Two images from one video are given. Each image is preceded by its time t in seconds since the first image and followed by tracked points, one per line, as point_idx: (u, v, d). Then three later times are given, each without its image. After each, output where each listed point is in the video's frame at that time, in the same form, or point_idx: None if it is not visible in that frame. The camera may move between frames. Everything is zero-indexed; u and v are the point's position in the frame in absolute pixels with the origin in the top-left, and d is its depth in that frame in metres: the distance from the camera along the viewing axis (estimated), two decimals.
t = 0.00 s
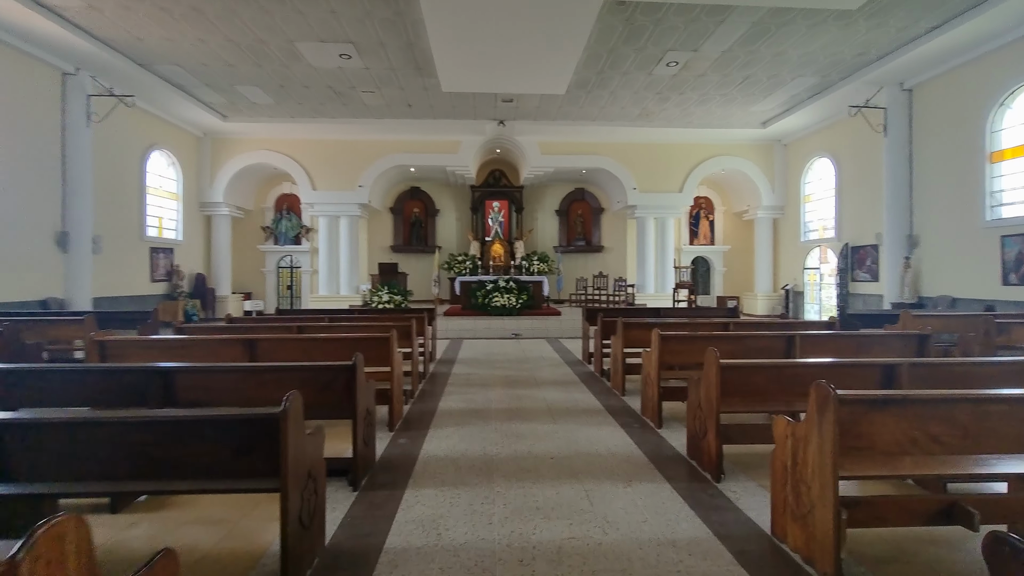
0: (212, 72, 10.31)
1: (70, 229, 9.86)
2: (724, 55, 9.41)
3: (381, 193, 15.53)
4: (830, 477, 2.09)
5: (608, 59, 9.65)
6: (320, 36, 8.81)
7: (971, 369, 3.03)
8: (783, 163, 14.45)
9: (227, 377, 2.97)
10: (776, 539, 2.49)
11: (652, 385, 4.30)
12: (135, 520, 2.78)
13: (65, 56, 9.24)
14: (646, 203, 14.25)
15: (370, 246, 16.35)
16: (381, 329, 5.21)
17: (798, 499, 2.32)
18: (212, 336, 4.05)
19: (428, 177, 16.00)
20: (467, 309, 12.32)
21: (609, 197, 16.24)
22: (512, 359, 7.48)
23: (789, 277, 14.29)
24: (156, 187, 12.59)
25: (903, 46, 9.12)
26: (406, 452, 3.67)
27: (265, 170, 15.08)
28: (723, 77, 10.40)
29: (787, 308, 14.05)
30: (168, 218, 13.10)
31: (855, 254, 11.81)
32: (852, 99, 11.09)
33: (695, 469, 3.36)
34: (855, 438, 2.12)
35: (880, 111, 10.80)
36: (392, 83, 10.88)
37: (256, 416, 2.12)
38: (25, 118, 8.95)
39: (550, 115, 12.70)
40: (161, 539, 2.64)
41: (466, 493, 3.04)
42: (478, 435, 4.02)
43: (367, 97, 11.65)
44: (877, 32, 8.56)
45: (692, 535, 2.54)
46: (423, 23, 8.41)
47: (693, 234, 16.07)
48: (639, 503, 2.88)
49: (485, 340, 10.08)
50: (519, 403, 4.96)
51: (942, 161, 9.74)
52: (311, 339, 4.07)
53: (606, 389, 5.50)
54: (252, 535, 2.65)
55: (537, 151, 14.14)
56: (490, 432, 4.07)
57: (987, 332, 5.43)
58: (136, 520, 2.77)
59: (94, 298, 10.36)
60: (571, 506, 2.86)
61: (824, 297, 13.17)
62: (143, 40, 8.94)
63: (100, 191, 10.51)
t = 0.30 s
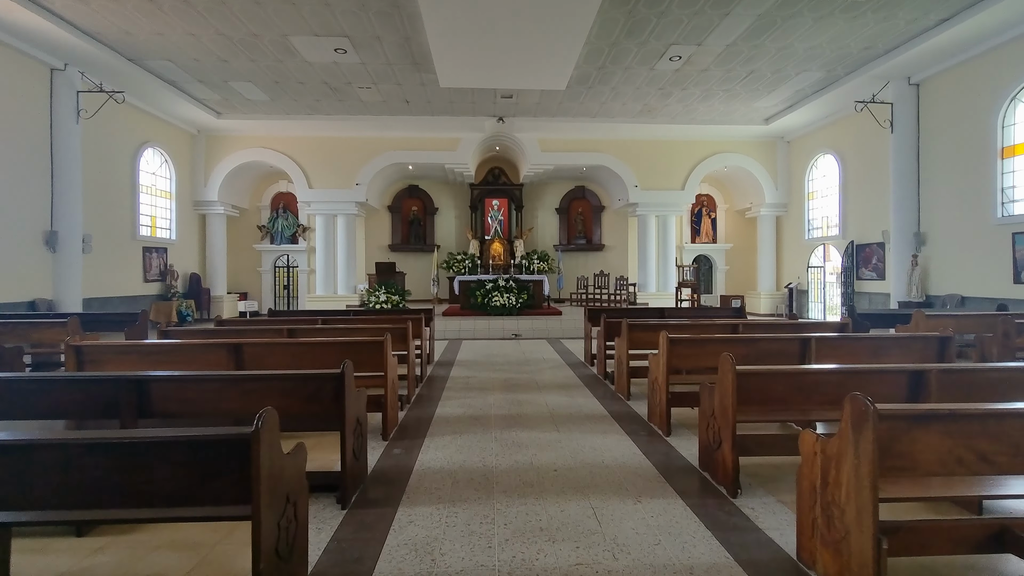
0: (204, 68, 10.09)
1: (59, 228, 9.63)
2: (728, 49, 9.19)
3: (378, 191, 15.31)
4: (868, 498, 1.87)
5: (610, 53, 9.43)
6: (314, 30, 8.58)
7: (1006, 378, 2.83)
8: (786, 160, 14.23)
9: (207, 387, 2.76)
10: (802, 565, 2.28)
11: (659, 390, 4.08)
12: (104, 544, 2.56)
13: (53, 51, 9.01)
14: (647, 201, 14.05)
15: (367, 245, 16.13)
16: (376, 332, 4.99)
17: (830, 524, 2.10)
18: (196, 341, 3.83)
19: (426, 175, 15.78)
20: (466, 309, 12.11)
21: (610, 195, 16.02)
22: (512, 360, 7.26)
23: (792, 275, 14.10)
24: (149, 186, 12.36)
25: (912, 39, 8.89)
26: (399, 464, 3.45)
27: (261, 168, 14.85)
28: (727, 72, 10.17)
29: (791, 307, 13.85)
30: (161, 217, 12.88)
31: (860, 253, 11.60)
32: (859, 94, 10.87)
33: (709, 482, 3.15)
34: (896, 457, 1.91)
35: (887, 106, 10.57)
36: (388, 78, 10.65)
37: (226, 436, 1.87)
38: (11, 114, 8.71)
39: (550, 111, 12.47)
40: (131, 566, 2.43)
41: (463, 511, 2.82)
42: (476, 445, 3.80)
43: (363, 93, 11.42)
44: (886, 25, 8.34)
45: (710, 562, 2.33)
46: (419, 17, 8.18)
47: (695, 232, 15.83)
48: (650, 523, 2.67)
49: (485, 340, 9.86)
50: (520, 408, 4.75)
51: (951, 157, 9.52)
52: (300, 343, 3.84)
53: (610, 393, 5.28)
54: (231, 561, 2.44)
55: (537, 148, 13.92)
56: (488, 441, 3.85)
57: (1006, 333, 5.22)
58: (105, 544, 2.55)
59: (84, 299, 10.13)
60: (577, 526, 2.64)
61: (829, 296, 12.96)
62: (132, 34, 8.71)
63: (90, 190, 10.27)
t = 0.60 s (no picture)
0: (193, 60, 9.82)
1: (44, 225, 9.38)
2: (733, 38, 8.91)
3: (375, 188, 15.05)
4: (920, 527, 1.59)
5: (610, 43, 9.17)
6: (305, 19, 8.30)
7: None
8: (791, 154, 13.97)
9: (173, 395, 2.50)
10: None
11: (666, 394, 3.81)
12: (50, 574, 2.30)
13: (36, 42, 8.74)
14: (649, 197, 13.78)
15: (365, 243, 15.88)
16: (366, 333, 4.72)
17: (868, 552, 1.82)
18: (170, 344, 3.56)
19: (425, 171, 15.53)
20: (464, 308, 11.84)
21: (612, 191, 15.73)
22: (511, 361, 7.00)
23: (797, 272, 13.84)
24: (139, 182, 12.10)
25: (923, 27, 8.61)
26: (386, 476, 3.18)
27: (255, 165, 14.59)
28: (731, 62, 9.90)
29: (796, 305, 13.58)
30: (152, 215, 12.62)
31: (867, 249, 11.34)
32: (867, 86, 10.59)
33: (723, 497, 2.88)
34: (945, 476, 1.64)
35: (897, 98, 10.29)
36: (383, 70, 10.38)
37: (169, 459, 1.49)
38: None
39: (549, 105, 12.21)
40: None
41: (454, 531, 2.55)
42: (470, 454, 3.53)
43: (358, 86, 11.17)
44: (896, 11, 8.07)
45: None
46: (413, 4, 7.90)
47: (698, 229, 15.58)
48: (660, 545, 2.40)
49: (483, 340, 9.60)
50: (518, 413, 4.49)
51: (963, 149, 9.25)
52: (281, 345, 3.58)
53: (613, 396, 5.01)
54: None
55: (536, 143, 13.64)
56: (484, 450, 3.59)
57: None
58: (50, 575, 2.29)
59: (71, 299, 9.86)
60: (578, 549, 2.38)
61: (835, 294, 12.69)
62: (117, 24, 8.44)
63: (76, 186, 10.01)
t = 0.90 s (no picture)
0: (187, 57, 9.62)
1: (34, 225, 9.18)
2: (739, 34, 8.69)
3: (374, 188, 14.84)
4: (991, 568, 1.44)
5: (614, 39, 8.94)
6: (301, 14, 8.09)
7: None
8: (796, 153, 13.74)
9: (143, 412, 2.27)
10: None
11: (679, 404, 3.58)
12: None
13: (25, 39, 8.54)
14: (653, 197, 13.56)
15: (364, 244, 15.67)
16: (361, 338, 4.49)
17: None
18: (151, 352, 3.33)
19: (425, 171, 15.32)
20: (465, 309, 11.62)
21: (615, 191, 15.51)
22: (513, 366, 6.76)
23: (803, 273, 13.62)
24: (134, 182, 11.90)
25: (935, 23, 8.37)
26: (381, 494, 2.95)
27: (252, 164, 14.38)
28: (737, 59, 9.68)
29: (802, 306, 13.35)
30: (147, 215, 12.41)
31: (875, 250, 11.10)
32: (875, 83, 10.35)
33: (744, 519, 2.64)
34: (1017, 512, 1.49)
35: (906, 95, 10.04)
36: (381, 68, 10.17)
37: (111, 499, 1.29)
38: None
39: (551, 103, 11.99)
40: None
41: (451, 560, 2.32)
42: (470, 469, 3.30)
43: (356, 84, 10.96)
44: (908, 7, 7.84)
45: None
46: None
47: (701, 230, 15.36)
48: None
49: (484, 343, 9.37)
50: (521, 423, 4.26)
51: (975, 147, 9.01)
52: (269, 352, 3.34)
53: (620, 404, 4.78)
54: None
55: (538, 142, 13.42)
56: (485, 464, 3.35)
57: None
58: None
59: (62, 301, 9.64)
60: None
61: (842, 295, 12.46)
62: (108, 20, 8.24)
63: (67, 186, 9.80)
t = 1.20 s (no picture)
0: (183, 51, 9.39)
1: (26, 223, 8.95)
2: (750, 27, 8.45)
3: (375, 186, 14.61)
4: None
5: (622, 32, 8.70)
6: (299, 6, 7.86)
7: None
8: (805, 152, 13.49)
9: (114, 422, 2.04)
10: None
11: (698, 412, 3.33)
12: None
13: (18, 31, 8.32)
14: (658, 196, 13.32)
15: (365, 243, 15.44)
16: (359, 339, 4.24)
17: None
18: (131, 354, 3.08)
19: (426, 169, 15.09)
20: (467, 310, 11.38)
21: (619, 190, 15.27)
22: (516, 368, 6.51)
23: (811, 275, 13.37)
24: (130, 180, 11.67)
25: (952, 16, 8.13)
26: (378, 510, 2.71)
27: (251, 162, 14.15)
28: (747, 54, 9.44)
29: (811, 307, 13.10)
30: (144, 213, 12.18)
31: (887, 250, 10.85)
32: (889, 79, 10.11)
33: (777, 540, 2.40)
34: None
35: (921, 91, 9.79)
36: (383, 63, 9.94)
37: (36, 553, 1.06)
38: None
39: (556, 100, 11.76)
40: None
41: None
42: (475, 482, 3.05)
43: (357, 79, 10.73)
44: None
45: None
46: None
47: (707, 230, 15.11)
48: None
49: (487, 344, 9.13)
50: (527, 429, 4.01)
51: (993, 144, 8.75)
52: (258, 353, 3.10)
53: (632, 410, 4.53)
54: None
55: (541, 140, 13.19)
56: (491, 477, 3.10)
57: None
58: None
59: (55, 301, 9.42)
60: None
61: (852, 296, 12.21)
62: (102, 12, 8.02)
63: (60, 183, 9.58)
